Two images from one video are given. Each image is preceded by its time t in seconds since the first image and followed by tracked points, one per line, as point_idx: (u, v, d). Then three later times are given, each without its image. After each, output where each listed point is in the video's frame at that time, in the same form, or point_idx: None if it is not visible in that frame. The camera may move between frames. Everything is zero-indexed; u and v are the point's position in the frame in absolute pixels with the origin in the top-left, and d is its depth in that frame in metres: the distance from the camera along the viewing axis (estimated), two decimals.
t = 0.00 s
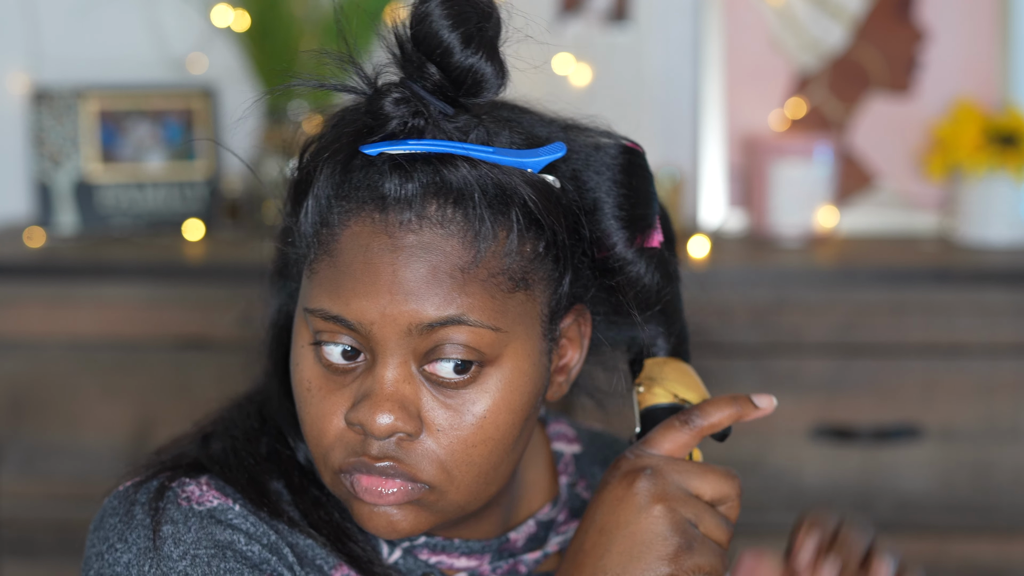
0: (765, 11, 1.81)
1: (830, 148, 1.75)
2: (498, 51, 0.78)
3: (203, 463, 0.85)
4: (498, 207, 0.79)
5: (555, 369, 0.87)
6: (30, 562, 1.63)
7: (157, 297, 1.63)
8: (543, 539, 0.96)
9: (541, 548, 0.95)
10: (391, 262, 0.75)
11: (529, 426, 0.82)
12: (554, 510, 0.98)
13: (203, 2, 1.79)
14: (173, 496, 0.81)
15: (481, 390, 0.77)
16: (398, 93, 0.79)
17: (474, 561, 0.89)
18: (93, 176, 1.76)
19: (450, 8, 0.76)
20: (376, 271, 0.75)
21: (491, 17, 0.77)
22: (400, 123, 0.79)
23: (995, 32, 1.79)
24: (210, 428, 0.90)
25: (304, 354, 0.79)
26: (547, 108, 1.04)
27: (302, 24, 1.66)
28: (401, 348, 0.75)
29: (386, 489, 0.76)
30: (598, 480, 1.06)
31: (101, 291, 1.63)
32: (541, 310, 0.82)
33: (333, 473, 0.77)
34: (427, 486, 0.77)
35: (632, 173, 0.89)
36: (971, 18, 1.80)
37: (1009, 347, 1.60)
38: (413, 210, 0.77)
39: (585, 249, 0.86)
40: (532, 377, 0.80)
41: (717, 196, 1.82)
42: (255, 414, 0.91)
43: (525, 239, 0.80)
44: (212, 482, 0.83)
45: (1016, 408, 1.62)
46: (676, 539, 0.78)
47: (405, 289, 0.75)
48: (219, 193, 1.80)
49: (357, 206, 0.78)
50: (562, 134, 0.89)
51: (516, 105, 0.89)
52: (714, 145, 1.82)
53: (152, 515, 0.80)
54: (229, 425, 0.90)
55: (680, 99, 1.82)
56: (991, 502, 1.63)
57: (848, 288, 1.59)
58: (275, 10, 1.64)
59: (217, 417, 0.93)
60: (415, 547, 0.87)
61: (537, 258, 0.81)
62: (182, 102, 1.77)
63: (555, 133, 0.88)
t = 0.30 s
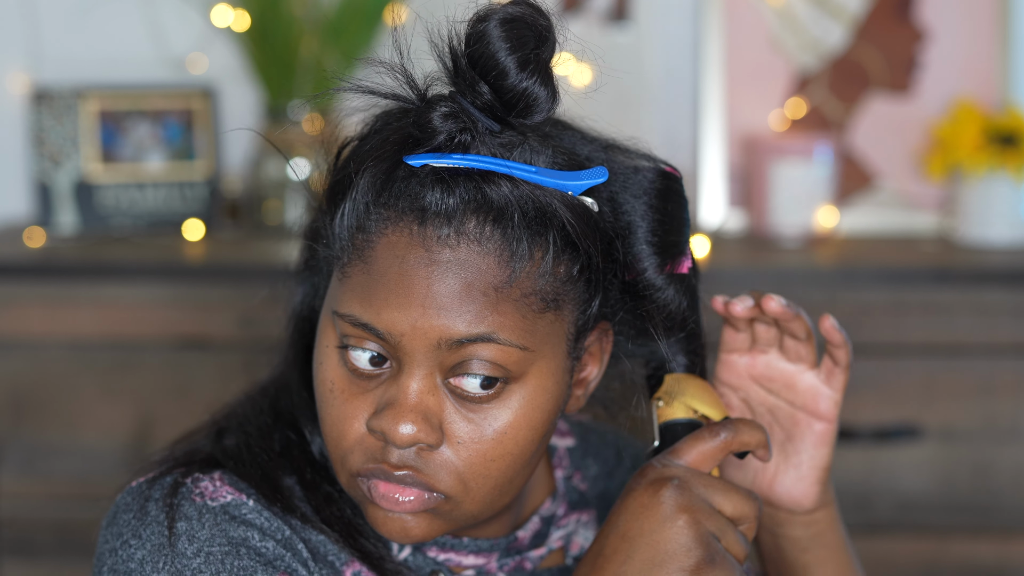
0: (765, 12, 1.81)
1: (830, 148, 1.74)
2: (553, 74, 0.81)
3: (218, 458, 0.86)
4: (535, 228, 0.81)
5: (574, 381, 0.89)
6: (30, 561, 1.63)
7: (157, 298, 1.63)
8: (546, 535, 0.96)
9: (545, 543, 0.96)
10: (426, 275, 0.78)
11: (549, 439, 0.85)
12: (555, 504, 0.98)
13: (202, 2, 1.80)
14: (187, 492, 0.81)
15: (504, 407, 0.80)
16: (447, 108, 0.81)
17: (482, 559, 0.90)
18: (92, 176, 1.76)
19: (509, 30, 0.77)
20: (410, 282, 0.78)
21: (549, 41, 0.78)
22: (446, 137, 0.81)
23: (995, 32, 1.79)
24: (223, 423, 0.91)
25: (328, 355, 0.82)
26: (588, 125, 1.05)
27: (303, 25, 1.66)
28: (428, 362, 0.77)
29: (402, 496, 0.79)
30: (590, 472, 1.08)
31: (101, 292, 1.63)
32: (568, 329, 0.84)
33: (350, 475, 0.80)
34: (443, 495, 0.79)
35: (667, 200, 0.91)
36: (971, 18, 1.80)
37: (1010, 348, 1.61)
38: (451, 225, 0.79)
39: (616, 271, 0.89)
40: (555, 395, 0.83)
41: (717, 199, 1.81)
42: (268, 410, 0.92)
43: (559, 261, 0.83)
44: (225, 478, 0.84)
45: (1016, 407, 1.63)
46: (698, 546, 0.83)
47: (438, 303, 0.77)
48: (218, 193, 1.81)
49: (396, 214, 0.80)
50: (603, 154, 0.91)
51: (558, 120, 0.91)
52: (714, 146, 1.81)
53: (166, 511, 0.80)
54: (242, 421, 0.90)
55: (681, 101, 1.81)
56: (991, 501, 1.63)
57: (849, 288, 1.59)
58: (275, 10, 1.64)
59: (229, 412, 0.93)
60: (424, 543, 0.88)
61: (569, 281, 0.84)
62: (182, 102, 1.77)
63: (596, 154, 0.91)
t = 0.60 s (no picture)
0: (765, 12, 1.81)
1: (830, 148, 1.74)
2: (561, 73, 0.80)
3: (219, 457, 0.86)
4: (542, 227, 0.81)
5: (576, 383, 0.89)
6: (30, 561, 1.63)
7: (157, 299, 1.63)
8: (545, 535, 0.97)
9: (543, 544, 0.96)
10: (433, 273, 0.78)
11: (551, 439, 0.85)
12: (554, 506, 0.99)
13: (202, 2, 1.80)
14: (188, 491, 0.81)
15: (508, 406, 0.80)
16: (455, 106, 0.81)
17: (481, 560, 0.90)
18: (93, 176, 1.75)
19: (518, 29, 0.77)
20: (416, 280, 0.78)
21: (557, 40, 0.79)
22: (454, 135, 0.81)
23: (995, 32, 1.80)
24: (224, 422, 0.92)
25: (333, 352, 0.82)
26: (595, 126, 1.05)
27: (303, 25, 1.66)
28: (433, 359, 0.77)
29: (404, 494, 0.79)
30: (589, 474, 1.08)
31: (102, 292, 1.63)
32: (573, 329, 0.84)
33: (352, 473, 0.80)
34: (446, 494, 0.79)
35: (672, 201, 0.92)
36: (971, 18, 1.80)
37: (1010, 348, 1.61)
38: (458, 223, 0.79)
39: (621, 272, 0.89)
40: (559, 395, 0.83)
41: (716, 199, 1.81)
42: (269, 409, 0.92)
43: (565, 260, 0.83)
44: (226, 477, 0.84)
45: (1017, 408, 1.63)
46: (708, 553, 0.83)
47: (444, 301, 0.77)
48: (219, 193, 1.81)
49: (404, 212, 0.80)
50: (609, 155, 0.91)
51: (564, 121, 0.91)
52: (714, 146, 1.81)
53: (167, 510, 0.80)
54: (244, 419, 0.91)
55: (682, 100, 1.80)
56: (991, 501, 1.63)
57: (848, 288, 1.59)
58: (275, 10, 1.63)
59: (230, 411, 0.94)
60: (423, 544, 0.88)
61: (575, 281, 0.84)
62: (182, 102, 1.77)
63: (601, 154, 0.91)
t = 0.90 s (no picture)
0: (765, 12, 1.81)
1: (830, 148, 1.74)
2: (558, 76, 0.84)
3: (212, 462, 0.86)
4: (540, 227, 0.81)
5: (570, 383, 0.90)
6: (30, 561, 1.63)
7: (158, 298, 1.63)
8: (537, 535, 0.98)
9: (536, 544, 0.97)
10: (430, 274, 0.78)
11: (546, 440, 0.85)
12: (546, 505, 0.99)
13: (203, 2, 1.80)
14: (181, 497, 0.81)
15: (505, 406, 0.80)
16: (453, 106, 0.82)
17: (474, 561, 0.91)
18: (93, 176, 1.76)
19: (517, 30, 0.80)
20: (414, 280, 0.78)
21: (555, 41, 0.82)
22: (452, 136, 0.81)
23: (995, 32, 1.79)
24: (216, 426, 0.91)
25: (328, 352, 0.82)
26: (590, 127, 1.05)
27: (302, 25, 1.66)
28: (430, 359, 0.77)
29: (401, 495, 0.79)
30: (580, 474, 1.10)
31: (102, 292, 1.63)
32: (569, 329, 0.84)
33: (349, 474, 0.80)
34: (442, 495, 0.80)
35: (667, 201, 0.91)
36: (972, 18, 1.80)
37: (1009, 348, 1.61)
38: (456, 223, 0.79)
39: (617, 273, 0.88)
40: (555, 394, 0.83)
41: (716, 198, 1.81)
42: (262, 412, 0.92)
43: (562, 261, 0.83)
44: (219, 482, 0.84)
45: (1017, 408, 1.62)
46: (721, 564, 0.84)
47: (442, 301, 0.77)
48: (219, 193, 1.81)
49: (401, 213, 0.80)
50: (605, 155, 0.90)
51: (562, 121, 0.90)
52: (714, 145, 1.81)
53: (161, 517, 0.80)
54: (235, 423, 0.90)
55: (682, 100, 1.81)
56: (991, 502, 1.63)
57: (848, 288, 1.59)
58: (275, 10, 1.63)
59: (222, 414, 0.93)
60: (417, 546, 0.89)
61: (572, 281, 0.84)
62: (182, 102, 1.77)
63: (597, 154, 0.90)
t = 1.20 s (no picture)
0: (765, 11, 1.81)
1: (830, 148, 1.74)
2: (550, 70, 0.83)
3: (209, 463, 0.86)
4: (534, 222, 0.81)
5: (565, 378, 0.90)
6: (30, 562, 1.62)
7: (158, 298, 1.63)
8: (534, 536, 0.98)
9: (533, 544, 0.98)
10: (425, 269, 0.78)
11: (543, 436, 0.85)
12: (542, 505, 1.00)
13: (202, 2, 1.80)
14: (178, 500, 0.81)
15: (501, 401, 0.80)
16: (445, 102, 0.81)
17: (471, 561, 0.91)
18: (92, 175, 1.76)
19: (508, 25, 0.80)
20: (409, 275, 0.78)
21: (546, 35, 0.81)
22: (444, 132, 0.81)
23: (995, 32, 1.79)
24: (212, 429, 0.91)
25: (324, 350, 0.82)
26: (585, 122, 1.05)
27: (302, 26, 1.66)
28: (426, 354, 0.77)
29: (399, 491, 0.79)
30: (575, 474, 1.10)
31: (102, 292, 1.63)
32: (564, 323, 0.84)
33: (346, 471, 0.80)
34: (440, 491, 0.80)
35: (660, 194, 0.91)
36: (971, 18, 1.80)
37: (1009, 348, 1.61)
38: (450, 218, 0.79)
39: (611, 266, 0.88)
40: (551, 388, 0.83)
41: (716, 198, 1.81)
42: (258, 414, 0.92)
43: (557, 255, 0.83)
44: (216, 484, 0.84)
45: (1017, 409, 1.63)
46: None
47: (437, 296, 0.77)
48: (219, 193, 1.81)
49: (395, 209, 0.80)
50: (596, 149, 0.91)
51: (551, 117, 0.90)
52: (714, 145, 1.81)
53: (158, 520, 0.80)
54: (232, 424, 0.90)
55: (682, 101, 1.83)
56: (991, 502, 1.63)
57: (848, 288, 1.59)
58: (275, 10, 1.63)
59: (219, 416, 0.93)
60: (414, 547, 0.89)
61: (567, 274, 0.84)
62: (182, 102, 1.77)
63: (588, 149, 0.90)
